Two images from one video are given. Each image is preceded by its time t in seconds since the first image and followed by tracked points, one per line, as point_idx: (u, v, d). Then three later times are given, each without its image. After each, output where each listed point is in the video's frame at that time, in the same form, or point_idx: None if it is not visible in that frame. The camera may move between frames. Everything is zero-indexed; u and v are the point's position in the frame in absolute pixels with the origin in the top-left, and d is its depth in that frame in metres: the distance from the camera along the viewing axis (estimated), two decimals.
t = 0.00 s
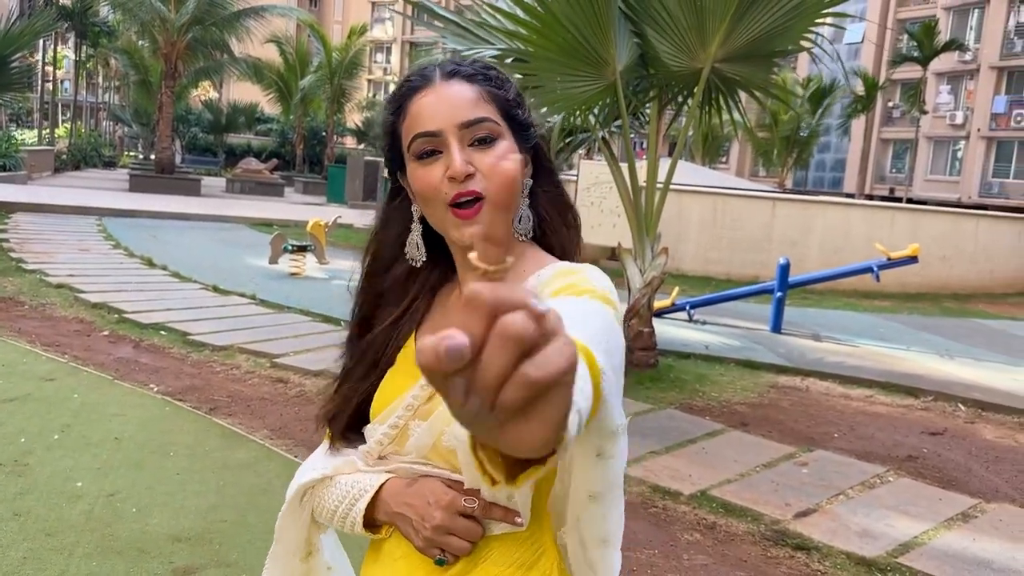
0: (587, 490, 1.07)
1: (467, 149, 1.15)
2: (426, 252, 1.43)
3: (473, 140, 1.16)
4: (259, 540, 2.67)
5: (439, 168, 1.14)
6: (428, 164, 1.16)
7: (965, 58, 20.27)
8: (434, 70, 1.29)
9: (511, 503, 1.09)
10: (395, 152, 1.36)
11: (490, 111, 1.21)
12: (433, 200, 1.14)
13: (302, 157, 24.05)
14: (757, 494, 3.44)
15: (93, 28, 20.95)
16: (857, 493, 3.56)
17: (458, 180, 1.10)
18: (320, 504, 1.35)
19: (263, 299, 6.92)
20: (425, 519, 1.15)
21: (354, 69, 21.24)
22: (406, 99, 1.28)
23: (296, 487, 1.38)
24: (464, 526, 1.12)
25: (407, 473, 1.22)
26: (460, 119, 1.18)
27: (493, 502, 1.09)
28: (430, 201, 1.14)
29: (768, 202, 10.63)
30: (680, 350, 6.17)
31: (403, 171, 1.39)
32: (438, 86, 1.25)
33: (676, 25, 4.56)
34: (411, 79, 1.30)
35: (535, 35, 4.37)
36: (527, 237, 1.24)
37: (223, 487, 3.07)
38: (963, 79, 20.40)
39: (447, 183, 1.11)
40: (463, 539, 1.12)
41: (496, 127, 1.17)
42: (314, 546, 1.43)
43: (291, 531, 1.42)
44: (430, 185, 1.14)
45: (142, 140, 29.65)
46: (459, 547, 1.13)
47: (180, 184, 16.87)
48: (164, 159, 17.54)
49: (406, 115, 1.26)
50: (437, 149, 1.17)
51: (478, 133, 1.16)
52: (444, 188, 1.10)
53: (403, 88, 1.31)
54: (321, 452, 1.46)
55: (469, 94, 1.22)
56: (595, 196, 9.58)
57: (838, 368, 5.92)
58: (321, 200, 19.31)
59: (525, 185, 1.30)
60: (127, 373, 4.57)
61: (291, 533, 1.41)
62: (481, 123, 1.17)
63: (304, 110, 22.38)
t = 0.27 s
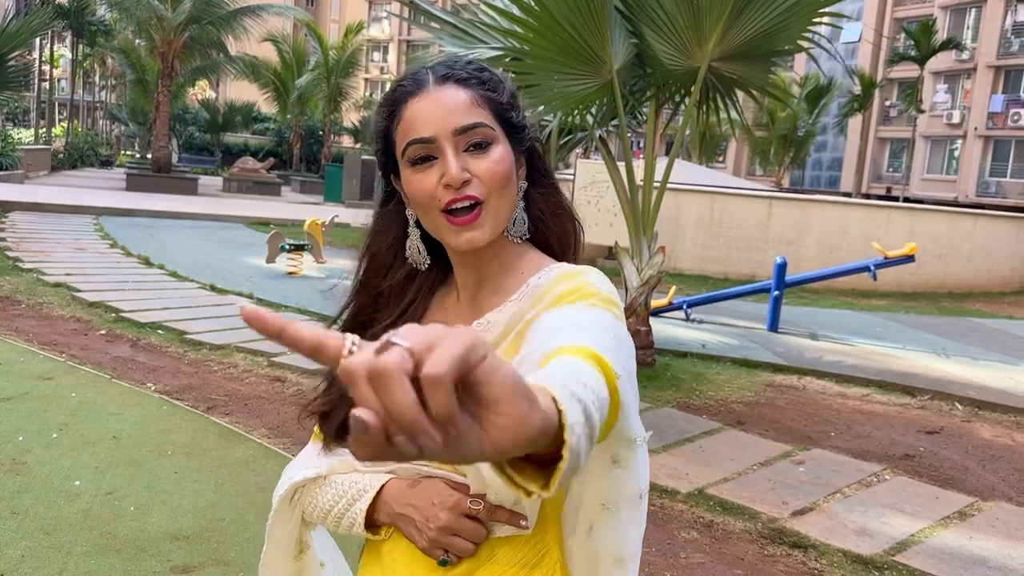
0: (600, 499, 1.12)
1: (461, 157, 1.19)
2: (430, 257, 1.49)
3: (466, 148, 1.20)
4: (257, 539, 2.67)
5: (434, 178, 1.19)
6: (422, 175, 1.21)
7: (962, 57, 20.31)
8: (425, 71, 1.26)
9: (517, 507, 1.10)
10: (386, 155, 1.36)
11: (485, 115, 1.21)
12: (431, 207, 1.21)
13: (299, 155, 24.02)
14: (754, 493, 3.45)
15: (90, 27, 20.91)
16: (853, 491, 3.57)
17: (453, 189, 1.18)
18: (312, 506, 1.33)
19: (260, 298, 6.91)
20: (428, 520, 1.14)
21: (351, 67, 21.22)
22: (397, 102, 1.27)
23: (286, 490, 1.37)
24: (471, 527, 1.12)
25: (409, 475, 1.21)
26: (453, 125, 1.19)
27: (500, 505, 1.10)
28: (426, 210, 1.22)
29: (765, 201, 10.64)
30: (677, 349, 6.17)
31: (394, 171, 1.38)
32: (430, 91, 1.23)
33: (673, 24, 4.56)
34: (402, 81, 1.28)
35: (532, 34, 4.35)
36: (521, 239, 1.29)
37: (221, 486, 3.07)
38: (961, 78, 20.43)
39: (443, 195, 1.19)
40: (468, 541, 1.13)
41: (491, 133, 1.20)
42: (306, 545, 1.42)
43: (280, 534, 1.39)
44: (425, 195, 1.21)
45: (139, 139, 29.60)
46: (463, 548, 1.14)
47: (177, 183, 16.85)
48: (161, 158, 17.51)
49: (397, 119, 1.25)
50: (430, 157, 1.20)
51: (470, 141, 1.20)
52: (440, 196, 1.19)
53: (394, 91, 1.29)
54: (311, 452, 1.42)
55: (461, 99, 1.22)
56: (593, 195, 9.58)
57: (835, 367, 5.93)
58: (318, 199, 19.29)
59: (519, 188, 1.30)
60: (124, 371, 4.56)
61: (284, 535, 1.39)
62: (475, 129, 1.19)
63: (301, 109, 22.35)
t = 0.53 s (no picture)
0: (613, 490, 1.14)
1: (469, 155, 1.20)
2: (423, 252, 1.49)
3: (474, 146, 1.21)
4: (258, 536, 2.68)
5: (441, 175, 1.20)
6: (429, 170, 1.21)
7: (962, 55, 20.32)
8: (431, 67, 1.28)
9: (525, 504, 1.11)
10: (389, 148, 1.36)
11: (493, 113, 1.23)
12: (434, 204, 1.22)
13: (298, 154, 24.02)
14: (753, 491, 3.46)
15: (89, 26, 20.90)
16: (853, 489, 3.58)
17: (461, 188, 1.19)
18: (304, 500, 1.34)
19: (260, 296, 6.92)
20: (435, 517, 1.15)
21: (350, 66, 21.22)
22: (404, 98, 1.28)
23: (276, 480, 1.37)
24: (475, 524, 1.13)
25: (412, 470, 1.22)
26: (462, 124, 1.20)
27: (507, 502, 1.10)
28: (431, 205, 1.22)
29: (765, 200, 10.65)
30: (676, 347, 6.18)
31: (398, 166, 1.39)
32: (439, 88, 1.24)
33: (672, 22, 4.56)
34: (409, 76, 1.29)
35: (530, 34, 4.39)
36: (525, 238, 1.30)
37: (222, 484, 3.07)
38: (961, 76, 20.44)
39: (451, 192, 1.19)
40: (472, 538, 1.13)
41: (498, 131, 1.22)
42: (288, 545, 1.43)
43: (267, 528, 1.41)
44: (431, 190, 1.21)
45: (138, 138, 29.60)
46: (467, 545, 1.14)
47: (177, 182, 16.86)
48: (160, 157, 17.51)
49: (404, 116, 1.27)
50: (437, 154, 1.21)
51: (478, 139, 1.21)
52: (446, 193, 1.20)
53: (400, 85, 1.30)
54: (303, 446, 1.44)
55: (470, 96, 1.23)
56: (592, 193, 9.59)
57: (834, 365, 5.94)
58: (317, 198, 19.30)
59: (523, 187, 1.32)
60: (125, 370, 4.57)
61: (265, 533, 1.41)
62: (482, 127, 1.21)
63: (300, 108, 22.35)
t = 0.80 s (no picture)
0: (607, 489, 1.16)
1: (501, 139, 1.24)
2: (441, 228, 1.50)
3: (507, 132, 1.25)
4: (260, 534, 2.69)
5: (472, 152, 1.24)
6: (461, 147, 1.25)
7: (963, 53, 20.31)
8: (478, 48, 1.31)
9: (530, 496, 1.15)
10: (411, 125, 1.37)
11: (528, 103, 1.27)
12: (460, 178, 1.25)
13: (299, 153, 24.03)
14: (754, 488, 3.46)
15: (90, 25, 20.90)
16: (853, 486, 3.59)
17: (490, 168, 1.23)
18: (303, 501, 1.33)
19: (262, 295, 6.93)
20: (438, 508, 1.16)
21: (351, 65, 21.22)
22: (439, 73, 1.31)
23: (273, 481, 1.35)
24: (481, 515, 1.15)
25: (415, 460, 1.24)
26: (498, 108, 1.24)
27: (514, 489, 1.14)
28: (454, 180, 1.26)
29: (766, 197, 10.65)
30: (677, 345, 6.18)
31: (418, 145, 1.39)
32: (482, 68, 1.28)
33: (672, 20, 4.56)
34: (451, 53, 1.32)
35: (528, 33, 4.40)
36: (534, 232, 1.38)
37: (224, 482, 3.08)
38: (962, 74, 20.41)
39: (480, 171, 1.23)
40: (479, 528, 1.16)
41: (529, 122, 1.26)
42: (280, 548, 1.41)
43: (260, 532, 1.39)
44: (459, 166, 1.25)
45: (140, 137, 29.60)
46: (474, 535, 1.16)
47: (178, 181, 16.87)
48: (162, 156, 17.52)
49: (438, 93, 1.29)
50: (470, 132, 1.26)
51: (513, 126, 1.25)
52: (471, 171, 1.24)
53: (438, 60, 1.33)
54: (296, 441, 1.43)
55: (507, 81, 1.27)
56: (594, 191, 9.59)
57: (836, 363, 5.94)
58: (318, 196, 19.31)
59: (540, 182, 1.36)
60: (127, 368, 4.58)
61: (260, 536, 1.39)
62: (516, 115, 1.25)
63: (301, 106, 22.35)
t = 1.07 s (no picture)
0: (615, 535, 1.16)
1: (491, 150, 1.22)
2: (423, 240, 1.47)
3: (497, 142, 1.23)
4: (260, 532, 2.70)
5: (461, 166, 1.22)
6: (450, 159, 1.23)
7: (965, 50, 20.30)
8: (464, 57, 1.29)
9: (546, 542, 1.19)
10: (404, 133, 1.35)
11: (519, 112, 1.25)
12: (449, 194, 1.24)
13: (301, 151, 24.05)
14: (753, 486, 3.47)
15: (92, 24, 20.93)
16: (853, 483, 3.59)
17: (479, 181, 1.21)
18: None
19: (262, 293, 6.94)
20: None
21: (352, 63, 21.24)
22: (430, 84, 1.29)
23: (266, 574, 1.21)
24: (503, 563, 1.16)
25: (404, 523, 1.21)
26: (489, 119, 1.22)
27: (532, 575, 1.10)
28: (442, 195, 1.24)
29: (766, 195, 10.65)
30: (678, 343, 6.19)
31: (411, 154, 1.37)
32: (470, 78, 1.26)
33: (671, 18, 4.56)
34: (440, 62, 1.30)
35: (527, 30, 4.42)
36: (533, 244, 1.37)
37: (224, 480, 3.09)
38: (964, 71, 20.41)
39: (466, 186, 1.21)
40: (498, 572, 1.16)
41: (521, 132, 1.24)
42: None
43: None
44: (448, 179, 1.23)
45: (141, 135, 29.64)
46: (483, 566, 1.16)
47: (180, 180, 16.90)
48: (163, 155, 17.54)
49: (428, 103, 1.28)
50: (459, 143, 1.24)
51: (503, 136, 1.23)
52: (462, 184, 1.22)
53: (428, 68, 1.31)
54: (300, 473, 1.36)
55: (496, 89, 1.25)
56: (594, 189, 9.59)
57: (835, 360, 5.94)
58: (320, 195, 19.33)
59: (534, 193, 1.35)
60: (128, 367, 4.59)
61: None
62: (506, 125, 1.23)
63: (303, 104, 22.37)
